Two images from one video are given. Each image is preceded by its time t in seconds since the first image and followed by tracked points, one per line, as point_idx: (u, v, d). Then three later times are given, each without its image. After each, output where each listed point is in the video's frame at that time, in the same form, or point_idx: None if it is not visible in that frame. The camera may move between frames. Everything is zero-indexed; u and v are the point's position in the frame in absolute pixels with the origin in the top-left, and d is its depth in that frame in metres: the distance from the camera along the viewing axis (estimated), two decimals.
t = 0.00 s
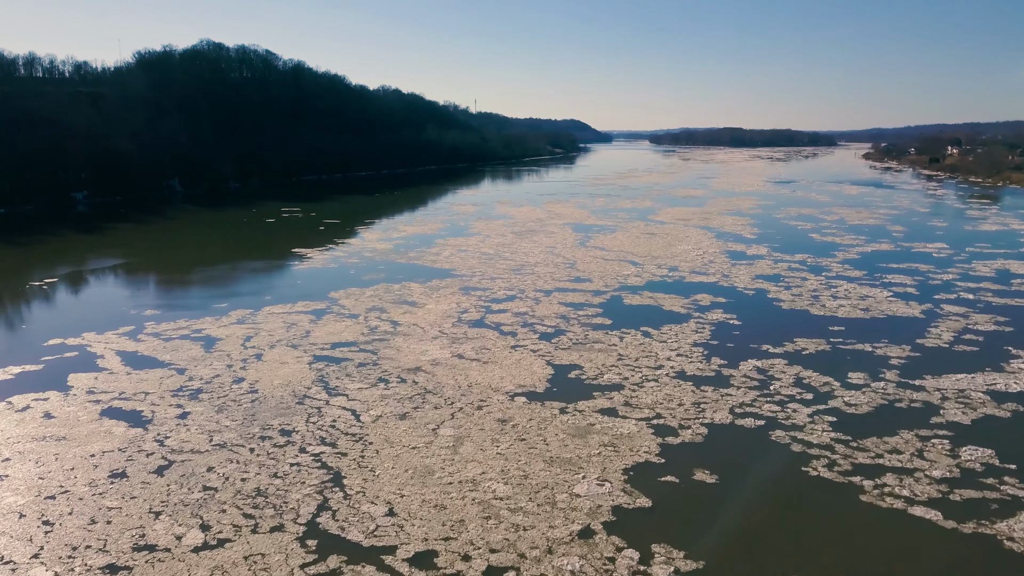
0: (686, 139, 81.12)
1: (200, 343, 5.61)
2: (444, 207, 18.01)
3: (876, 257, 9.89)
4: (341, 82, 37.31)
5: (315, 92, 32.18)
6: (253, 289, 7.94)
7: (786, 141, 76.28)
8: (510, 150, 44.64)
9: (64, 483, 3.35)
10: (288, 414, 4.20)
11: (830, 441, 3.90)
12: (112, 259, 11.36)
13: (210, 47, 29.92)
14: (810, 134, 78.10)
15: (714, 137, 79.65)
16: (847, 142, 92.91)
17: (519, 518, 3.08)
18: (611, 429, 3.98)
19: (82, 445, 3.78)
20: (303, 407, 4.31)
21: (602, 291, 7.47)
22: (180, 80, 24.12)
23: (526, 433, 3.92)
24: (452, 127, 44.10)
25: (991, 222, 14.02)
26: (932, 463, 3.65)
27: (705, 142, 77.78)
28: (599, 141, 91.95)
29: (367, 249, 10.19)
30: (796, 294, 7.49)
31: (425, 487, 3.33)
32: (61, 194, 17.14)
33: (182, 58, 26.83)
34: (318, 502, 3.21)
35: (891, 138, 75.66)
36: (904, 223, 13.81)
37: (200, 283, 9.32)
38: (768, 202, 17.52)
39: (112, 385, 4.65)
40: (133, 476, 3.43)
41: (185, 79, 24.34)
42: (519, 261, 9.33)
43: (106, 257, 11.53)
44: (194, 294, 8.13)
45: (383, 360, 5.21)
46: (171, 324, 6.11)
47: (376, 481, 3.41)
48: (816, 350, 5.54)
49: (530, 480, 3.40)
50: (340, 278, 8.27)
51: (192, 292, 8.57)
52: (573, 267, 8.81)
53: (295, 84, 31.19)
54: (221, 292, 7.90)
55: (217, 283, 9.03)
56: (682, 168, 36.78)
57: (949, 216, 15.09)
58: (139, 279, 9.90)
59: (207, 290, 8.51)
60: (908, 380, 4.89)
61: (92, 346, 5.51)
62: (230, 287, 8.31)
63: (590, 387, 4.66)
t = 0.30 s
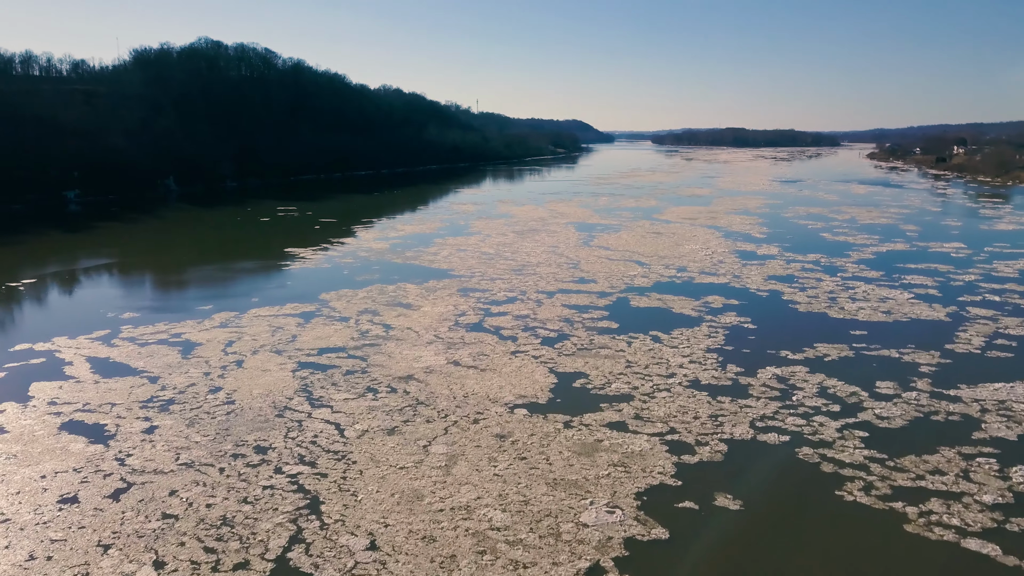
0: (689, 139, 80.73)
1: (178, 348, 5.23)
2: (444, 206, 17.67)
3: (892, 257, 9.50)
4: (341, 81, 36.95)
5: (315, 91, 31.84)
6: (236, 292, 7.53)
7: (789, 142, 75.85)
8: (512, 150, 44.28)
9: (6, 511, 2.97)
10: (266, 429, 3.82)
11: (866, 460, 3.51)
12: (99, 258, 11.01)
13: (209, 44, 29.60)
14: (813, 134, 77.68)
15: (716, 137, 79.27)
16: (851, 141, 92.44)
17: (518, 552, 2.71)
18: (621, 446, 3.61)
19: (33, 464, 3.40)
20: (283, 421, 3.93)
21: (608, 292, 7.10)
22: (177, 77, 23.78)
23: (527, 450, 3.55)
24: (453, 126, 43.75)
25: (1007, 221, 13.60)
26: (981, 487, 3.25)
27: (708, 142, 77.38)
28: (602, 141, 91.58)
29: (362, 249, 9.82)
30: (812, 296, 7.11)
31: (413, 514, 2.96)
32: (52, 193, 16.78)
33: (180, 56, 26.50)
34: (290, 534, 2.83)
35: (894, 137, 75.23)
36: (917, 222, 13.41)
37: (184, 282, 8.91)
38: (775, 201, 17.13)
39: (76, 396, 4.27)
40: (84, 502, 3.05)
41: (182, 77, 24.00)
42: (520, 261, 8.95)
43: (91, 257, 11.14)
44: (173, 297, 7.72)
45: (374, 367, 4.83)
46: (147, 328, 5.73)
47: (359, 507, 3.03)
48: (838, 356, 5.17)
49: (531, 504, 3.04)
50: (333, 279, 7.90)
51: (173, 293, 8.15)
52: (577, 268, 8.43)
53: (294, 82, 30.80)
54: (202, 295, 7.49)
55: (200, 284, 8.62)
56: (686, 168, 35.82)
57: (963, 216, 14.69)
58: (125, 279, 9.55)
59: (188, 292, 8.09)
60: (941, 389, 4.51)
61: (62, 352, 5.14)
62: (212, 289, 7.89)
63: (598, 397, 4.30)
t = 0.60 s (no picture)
0: (692, 139, 80.26)
1: (150, 357, 4.83)
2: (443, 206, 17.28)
3: (910, 257, 9.08)
4: (341, 79, 36.57)
5: (315, 89, 31.46)
6: (219, 295, 7.11)
7: (792, 142, 75.41)
8: (514, 150, 43.88)
9: None
10: (234, 451, 3.41)
11: (910, 488, 3.10)
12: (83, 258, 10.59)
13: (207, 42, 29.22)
14: (817, 134, 77.20)
15: (719, 138, 78.87)
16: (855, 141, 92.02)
17: None
18: (632, 472, 3.21)
19: None
20: (255, 442, 3.52)
21: (614, 295, 6.70)
22: (173, 75, 23.40)
23: (526, 478, 3.14)
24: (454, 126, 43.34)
25: None
26: None
27: (711, 142, 76.94)
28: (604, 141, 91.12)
29: (356, 249, 9.42)
30: (831, 299, 6.72)
31: (393, 557, 2.56)
32: (43, 192, 16.39)
33: (177, 54, 26.13)
34: None
35: (898, 138, 74.76)
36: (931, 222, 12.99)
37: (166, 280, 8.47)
38: (783, 200, 16.72)
39: (29, 411, 3.87)
40: (16, 543, 2.65)
41: (177, 75, 23.62)
42: (522, 262, 8.55)
43: (75, 257, 10.71)
44: (153, 298, 7.29)
45: (359, 379, 4.42)
46: (118, 336, 5.32)
47: (331, 549, 2.63)
48: (866, 366, 4.76)
49: (531, 546, 2.64)
50: (323, 281, 7.50)
51: (154, 293, 7.73)
52: (581, 269, 8.03)
53: (293, 81, 30.40)
54: (185, 297, 7.07)
55: (183, 283, 8.18)
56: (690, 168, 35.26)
57: (977, 215, 14.27)
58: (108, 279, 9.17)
59: (171, 293, 7.66)
60: (982, 404, 4.10)
61: (22, 362, 4.73)
62: (196, 291, 7.47)
63: (606, 413, 3.90)
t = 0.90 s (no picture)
0: (694, 139, 79.89)
1: (118, 368, 4.45)
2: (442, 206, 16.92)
3: (928, 258, 8.69)
4: (340, 78, 36.18)
5: (313, 87, 31.06)
6: (201, 296, 6.70)
7: (793, 141, 75.00)
8: (514, 150, 43.51)
9: None
10: (197, 478, 3.03)
11: (961, 524, 2.73)
12: (66, 259, 10.20)
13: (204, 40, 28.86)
14: (820, 134, 76.74)
15: (721, 138, 78.47)
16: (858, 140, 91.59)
17: None
18: (645, 504, 2.84)
19: None
20: (222, 467, 3.15)
21: (619, 298, 6.33)
22: (168, 73, 23.03)
23: (524, 510, 2.78)
24: (454, 125, 42.98)
25: None
26: None
27: (713, 142, 76.56)
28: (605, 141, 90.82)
29: (350, 249, 9.05)
30: (849, 302, 6.34)
31: None
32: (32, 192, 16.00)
33: (173, 52, 25.76)
34: None
35: (901, 137, 74.34)
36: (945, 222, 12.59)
37: (147, 280, 8.06)
38: (789, 200, 16.33)
39: None
40: None
41: (173, 73, 23.25)
42: (522, 263, 8.18)
43: (57, 257, 10.31)
44: (131, 299, 6.87)
45: (343, 393, 4.04)
46: (86, 344, 4.93)
47: None
48: (894, 377, 4.38)
49: None
50: (313, 283, 7.11)
51: (133, 293, 7.31)
52: (584, 271, 7.66)
53: (292, 79, 30.01)
54: (164, 299, 6.66)
55: (165, 282, 7.77)
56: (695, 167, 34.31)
57: (991, 215, 13.86)
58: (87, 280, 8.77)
59: (151, 293, 7.25)
60: None
61: None
62: (177, 292, 7.06)
63: (614, 433, 3.52)
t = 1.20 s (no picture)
0: (696, 139, 79.47)
1: (77, 383, 4.04)
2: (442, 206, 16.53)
3: (949, 260, 8.28)
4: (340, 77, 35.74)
5: (312, 86, 30.65)
6: (178, 301, 6.28)
7: (796, 140, 74.55)
8: (516, 149, 43.12)
9: None
10: (146, 519, 2.62)
11: None
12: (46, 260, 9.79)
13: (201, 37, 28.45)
14: (823, 134, 76.24)
15: (723, 137, 78.05)
16: (862, 139, 91.21)
17: None
18: (664, 553, 2.43)
19: None
20: (176, 504, 2.73)
21: (626, 304, 5.92)
22: (163, 70, 22.61)
23: (523, 560, 2.38)
24: (455, 124, 42.59)
25: None
26: None
27: (715, 142, 76.10)
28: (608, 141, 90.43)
29: (342, 251, 8.65)
30: (872, 308, 5.93)
31: None
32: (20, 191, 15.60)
33: (169, 49, 25.35)
34: None
35: (905, 137, 73.82)
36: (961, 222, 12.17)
37: (127, 282, 7.66)
38: (798, 199, 15.91)
39: None
40: None
41: (168, 70, 22.83)
42: (523, 265, 7.78)
43: (38, 257, 9.90)
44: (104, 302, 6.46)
45: (322, 413, 3.63)
46: (46, 355, 4.52)
47: None
48: (931, 394, 3.96)
49: None
50: (301, 287, 6.70)
51: (106, 296, 6.88)
52: (588, 274, 7.25)
53: (291, 77, 29.59)
54: (140, 304, 6.24)
55: (144, 284, 7.35)
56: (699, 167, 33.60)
57: (1007, 215, 13.44)
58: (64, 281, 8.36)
59: (126, 297, 6.82)
60: None
61: None
62: (153, 296, 6.64)
63: (625, 463, 3.12)
